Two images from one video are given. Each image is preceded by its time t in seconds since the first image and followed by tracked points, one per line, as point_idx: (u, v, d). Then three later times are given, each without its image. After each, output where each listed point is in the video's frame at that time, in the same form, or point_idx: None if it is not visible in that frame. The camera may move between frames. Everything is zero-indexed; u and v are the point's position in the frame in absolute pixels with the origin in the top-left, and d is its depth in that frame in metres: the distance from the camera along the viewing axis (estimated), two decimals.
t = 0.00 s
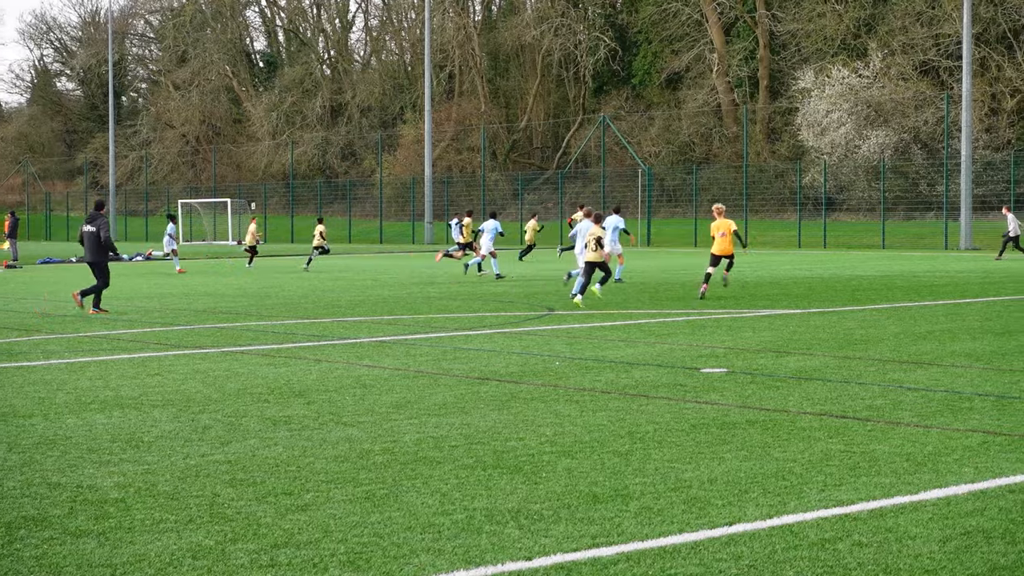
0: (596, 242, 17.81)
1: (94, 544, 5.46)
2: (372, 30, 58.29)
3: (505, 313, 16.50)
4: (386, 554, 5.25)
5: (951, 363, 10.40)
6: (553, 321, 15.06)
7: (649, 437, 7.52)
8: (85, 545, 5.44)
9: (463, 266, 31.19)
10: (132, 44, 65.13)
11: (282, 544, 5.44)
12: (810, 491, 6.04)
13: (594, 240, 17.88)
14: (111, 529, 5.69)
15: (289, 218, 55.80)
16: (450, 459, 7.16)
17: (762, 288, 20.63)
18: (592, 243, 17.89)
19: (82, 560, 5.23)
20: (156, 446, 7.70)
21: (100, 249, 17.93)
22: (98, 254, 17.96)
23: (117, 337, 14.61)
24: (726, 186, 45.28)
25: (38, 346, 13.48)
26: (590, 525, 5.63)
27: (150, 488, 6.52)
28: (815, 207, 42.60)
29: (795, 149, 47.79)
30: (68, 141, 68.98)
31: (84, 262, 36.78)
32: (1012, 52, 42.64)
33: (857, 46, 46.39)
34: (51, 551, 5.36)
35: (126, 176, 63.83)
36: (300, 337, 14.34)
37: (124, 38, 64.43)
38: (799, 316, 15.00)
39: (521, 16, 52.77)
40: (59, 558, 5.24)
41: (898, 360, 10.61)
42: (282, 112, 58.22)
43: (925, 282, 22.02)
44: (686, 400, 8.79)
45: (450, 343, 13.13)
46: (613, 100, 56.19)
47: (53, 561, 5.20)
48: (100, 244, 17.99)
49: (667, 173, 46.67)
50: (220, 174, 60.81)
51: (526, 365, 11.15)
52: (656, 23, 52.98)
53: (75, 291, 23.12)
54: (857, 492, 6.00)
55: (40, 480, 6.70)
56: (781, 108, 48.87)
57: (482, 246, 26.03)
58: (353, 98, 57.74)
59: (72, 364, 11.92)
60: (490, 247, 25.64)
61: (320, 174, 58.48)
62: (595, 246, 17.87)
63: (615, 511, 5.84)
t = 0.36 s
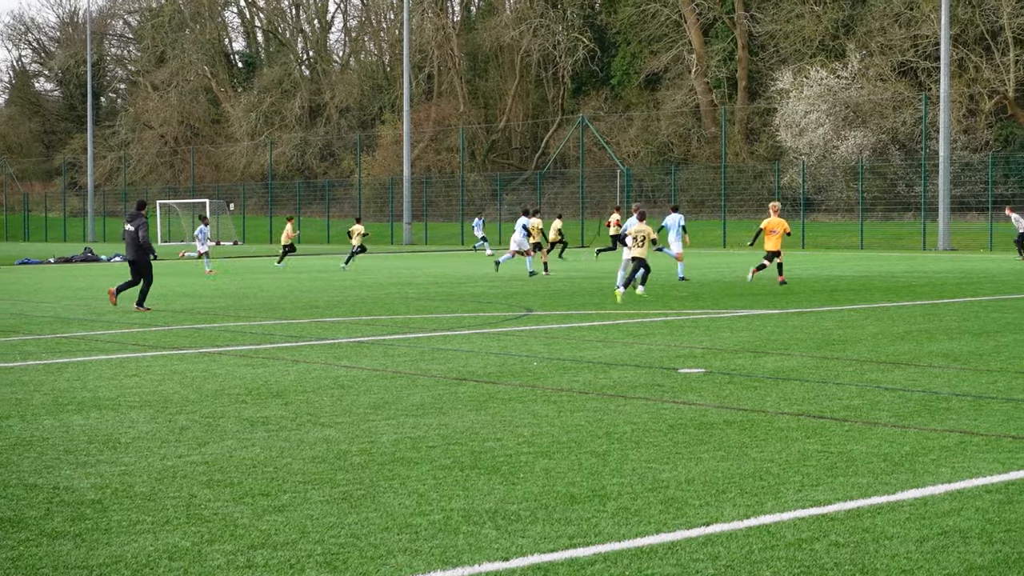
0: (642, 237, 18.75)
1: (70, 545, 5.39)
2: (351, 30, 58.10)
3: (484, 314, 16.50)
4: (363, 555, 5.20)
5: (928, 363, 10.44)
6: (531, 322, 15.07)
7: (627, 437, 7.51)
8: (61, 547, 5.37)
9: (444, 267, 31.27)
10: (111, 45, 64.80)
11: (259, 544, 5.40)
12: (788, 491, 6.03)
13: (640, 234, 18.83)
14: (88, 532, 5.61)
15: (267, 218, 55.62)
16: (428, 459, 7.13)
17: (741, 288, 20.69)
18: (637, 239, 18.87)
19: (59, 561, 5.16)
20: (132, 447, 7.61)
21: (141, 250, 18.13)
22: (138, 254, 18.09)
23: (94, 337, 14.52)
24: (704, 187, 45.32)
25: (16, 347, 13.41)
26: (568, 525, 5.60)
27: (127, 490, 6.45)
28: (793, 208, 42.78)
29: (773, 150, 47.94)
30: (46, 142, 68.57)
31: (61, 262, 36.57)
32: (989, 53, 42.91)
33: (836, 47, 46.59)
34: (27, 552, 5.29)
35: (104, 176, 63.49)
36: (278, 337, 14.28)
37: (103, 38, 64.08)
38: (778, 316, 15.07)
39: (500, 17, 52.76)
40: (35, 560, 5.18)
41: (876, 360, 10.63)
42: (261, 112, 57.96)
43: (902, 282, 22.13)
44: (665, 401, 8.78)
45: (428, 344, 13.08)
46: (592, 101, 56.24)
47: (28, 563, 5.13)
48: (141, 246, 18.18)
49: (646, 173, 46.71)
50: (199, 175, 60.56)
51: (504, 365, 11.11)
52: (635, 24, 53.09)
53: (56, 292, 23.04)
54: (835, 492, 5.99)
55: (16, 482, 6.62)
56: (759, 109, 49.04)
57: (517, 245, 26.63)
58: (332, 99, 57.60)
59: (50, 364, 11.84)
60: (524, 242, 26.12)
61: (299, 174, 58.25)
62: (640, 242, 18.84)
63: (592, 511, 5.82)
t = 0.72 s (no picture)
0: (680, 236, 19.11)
1: (45, 547, 5.33)
2: (327, 30, 57.93)
3: (460, 314, 16.51)
4: (338, 556, 5.17)
5: (904, 363, 10.45)
6: (507, 321, 15.08)
7: (604, 437, 7.49)
8: (36, 548, 5.31)
9: (420, 267, 31.33)
10: (86, 44, 64.42)
11: (235, 545, 5.35)
12: (764, 490, 6.03)
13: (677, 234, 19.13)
14: (62, 533, 5.55)
15: (243, 218, 55.42)
16: (404, 459, 7.10)
17: (717, 288, 20.76)
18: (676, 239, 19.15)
19: (32, 563, 5.10)
20: (108, 448, 7.54)
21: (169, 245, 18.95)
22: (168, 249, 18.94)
23: (68, 338, 14.41)
24: (680, 187, 45.42)
25: None
26: (544, 525, 5.58)
27: (103, 490, 6.39)
28: (768, 207, 42.96)
29: (749, 150, 48.10)
30: (21, 142, 68.07)
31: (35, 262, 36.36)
32: (964, 54, 43.20)
33: (811, 48, 46.83)
34: (1, 554, 5.22)
35: (79, 177, 63.11)
36: (254, 337, 14.24)
37: (78, 37, 63.67)
38: (753, 316, 15.11)
39: (476, 17, 52.74)
40: (9, 562, 5.12)
41: (851, 360, 10.66)
42: (237, 112, 57.67)
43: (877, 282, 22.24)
44: (641, 400, 8.78)
45: (404, 344, 13.04)
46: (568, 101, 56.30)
47: (0, 565, 5.07)
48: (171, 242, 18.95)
49: (622, 173, 46.78)
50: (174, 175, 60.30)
51: (479, 366, 11.09)
52: (611, 23, 53.20)
53: (32, 292, 22.97)
54: (809, 491, 5.99)
55: None
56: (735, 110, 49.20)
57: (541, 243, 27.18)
58: (307, 99, 57.42)
59: (24, 365, 11.75)
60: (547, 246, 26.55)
61: (275, 174, 58.00)
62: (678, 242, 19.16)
63: (568, 511, 5.80)
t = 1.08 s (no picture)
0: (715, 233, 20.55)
1: (18, 547, 5.27)
2: (303, 30, 57.77)
3: (436, 313, 16.49)
4: (314, 555, 5.14)
5: (878, 364, 10.51)
6: (483, 321, 15.07)
7: (580, 437, 7.49)
8: (9, 549, 5.25)
9: (397, 267, 31.31)
10: (61, 43, 63.92)
11: (210, 545, 5.31)
12: (739, 490, 6.04)
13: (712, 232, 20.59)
14: (34, 533, 5.50)
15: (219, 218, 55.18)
16: (379, 459, 7.07)
17: (693, 288, 20.84)
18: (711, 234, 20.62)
19: (6, 564, 5.05)
20: (82, 448, 7.47)
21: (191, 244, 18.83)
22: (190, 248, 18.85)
23: (41, 338, 14.27)
24: (657, 188, 45.51)
25: None
26: (519, 525, 5.57)
27: (75, 491, 6.33)
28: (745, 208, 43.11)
29: (725, 151, 48.26)
30: None
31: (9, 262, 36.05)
32: (938, 56, 43.49)
33: (787, 49, 47.02)
34: None
35: (54, 176, 62.67)
36: (230, 337, 14.16)
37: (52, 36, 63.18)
38: (728, 316, 15.17)
39: (453, 17, 52.72)
40: None
41: (827, 360, 10.70)
42: (212, 111, 57.35)
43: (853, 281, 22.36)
44: (617, 400, 8.79)
45: (380, 344, 12.99)
46: (545, 101, 56.33)
47: None
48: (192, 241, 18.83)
49: (599, 174, 46.86)
50: (149, 175, 59.95)
51: (455, 366, 11.07)
52: (587, 24, 53.30)
53: (7, 292, 22.81)
54: (785, 491, 6.00)
55: None
56: (711, 111, 49.36)
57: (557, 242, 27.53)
58: (283, 98, 57.22)
59: None
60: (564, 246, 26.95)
61: (251, 174, 57.73)
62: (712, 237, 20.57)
63: (544, 510, 5.79)
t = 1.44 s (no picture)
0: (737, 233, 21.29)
1: None
2: (281, 30, 57.62)
3: (416, 314, 16.44)
4: (292, 557, 5.13)
5: (856, 363, 10.55)
6: (463, 321, 15.10)
7: (560, 437, 7.49)
8: None
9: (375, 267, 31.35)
10: (37, 43, 63.36)
11: (188, 547, 5.27)
12: (718, 490, 6.05)
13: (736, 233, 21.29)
14: (12, 535, 5.45)
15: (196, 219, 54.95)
16: (358, 459, 7.05)
17: (672, 288, 20.93)
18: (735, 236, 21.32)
19: None
20: (60, 450, 7.42)
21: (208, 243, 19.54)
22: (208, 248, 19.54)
23: (18, 338, 14.17)
24: (636, 188, 45.64)
25: None
26: (499, 525, 5.56)
27: (52, 493, 6.28)
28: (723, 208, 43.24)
29: (703, 151, 48.39)
30: None
31: None
32: (914, 56, 43.68)
33: (765, 49, 47.19)
34: None
35: (30, 176, 62.28)
36: (209, 338, 14.11)
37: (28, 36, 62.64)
38: (707, 316, 15.22)
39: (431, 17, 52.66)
40: None
41: (805, 360, 10.75)
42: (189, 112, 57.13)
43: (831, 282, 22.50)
44: (596, 400, 8.80)
45: (359, 345, 12.96)
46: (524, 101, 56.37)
47: None
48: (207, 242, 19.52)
49: (578, 174, 46.92)
50: (126, 175, 59.69)
51: (434, 366, 11.06)
52: (566, 24, 53.35)
53: None
54: (763, 491, 6.02)
55: None
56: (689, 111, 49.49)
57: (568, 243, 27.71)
58: (261, 98, 57.02)
59: None
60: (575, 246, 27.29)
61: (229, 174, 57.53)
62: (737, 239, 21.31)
63: (524, 511, 5.79)
